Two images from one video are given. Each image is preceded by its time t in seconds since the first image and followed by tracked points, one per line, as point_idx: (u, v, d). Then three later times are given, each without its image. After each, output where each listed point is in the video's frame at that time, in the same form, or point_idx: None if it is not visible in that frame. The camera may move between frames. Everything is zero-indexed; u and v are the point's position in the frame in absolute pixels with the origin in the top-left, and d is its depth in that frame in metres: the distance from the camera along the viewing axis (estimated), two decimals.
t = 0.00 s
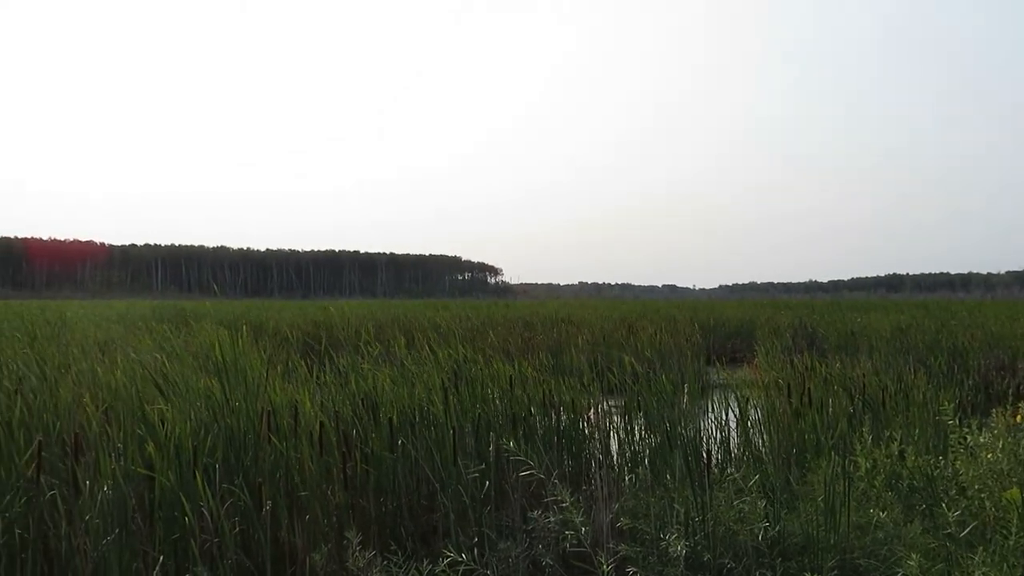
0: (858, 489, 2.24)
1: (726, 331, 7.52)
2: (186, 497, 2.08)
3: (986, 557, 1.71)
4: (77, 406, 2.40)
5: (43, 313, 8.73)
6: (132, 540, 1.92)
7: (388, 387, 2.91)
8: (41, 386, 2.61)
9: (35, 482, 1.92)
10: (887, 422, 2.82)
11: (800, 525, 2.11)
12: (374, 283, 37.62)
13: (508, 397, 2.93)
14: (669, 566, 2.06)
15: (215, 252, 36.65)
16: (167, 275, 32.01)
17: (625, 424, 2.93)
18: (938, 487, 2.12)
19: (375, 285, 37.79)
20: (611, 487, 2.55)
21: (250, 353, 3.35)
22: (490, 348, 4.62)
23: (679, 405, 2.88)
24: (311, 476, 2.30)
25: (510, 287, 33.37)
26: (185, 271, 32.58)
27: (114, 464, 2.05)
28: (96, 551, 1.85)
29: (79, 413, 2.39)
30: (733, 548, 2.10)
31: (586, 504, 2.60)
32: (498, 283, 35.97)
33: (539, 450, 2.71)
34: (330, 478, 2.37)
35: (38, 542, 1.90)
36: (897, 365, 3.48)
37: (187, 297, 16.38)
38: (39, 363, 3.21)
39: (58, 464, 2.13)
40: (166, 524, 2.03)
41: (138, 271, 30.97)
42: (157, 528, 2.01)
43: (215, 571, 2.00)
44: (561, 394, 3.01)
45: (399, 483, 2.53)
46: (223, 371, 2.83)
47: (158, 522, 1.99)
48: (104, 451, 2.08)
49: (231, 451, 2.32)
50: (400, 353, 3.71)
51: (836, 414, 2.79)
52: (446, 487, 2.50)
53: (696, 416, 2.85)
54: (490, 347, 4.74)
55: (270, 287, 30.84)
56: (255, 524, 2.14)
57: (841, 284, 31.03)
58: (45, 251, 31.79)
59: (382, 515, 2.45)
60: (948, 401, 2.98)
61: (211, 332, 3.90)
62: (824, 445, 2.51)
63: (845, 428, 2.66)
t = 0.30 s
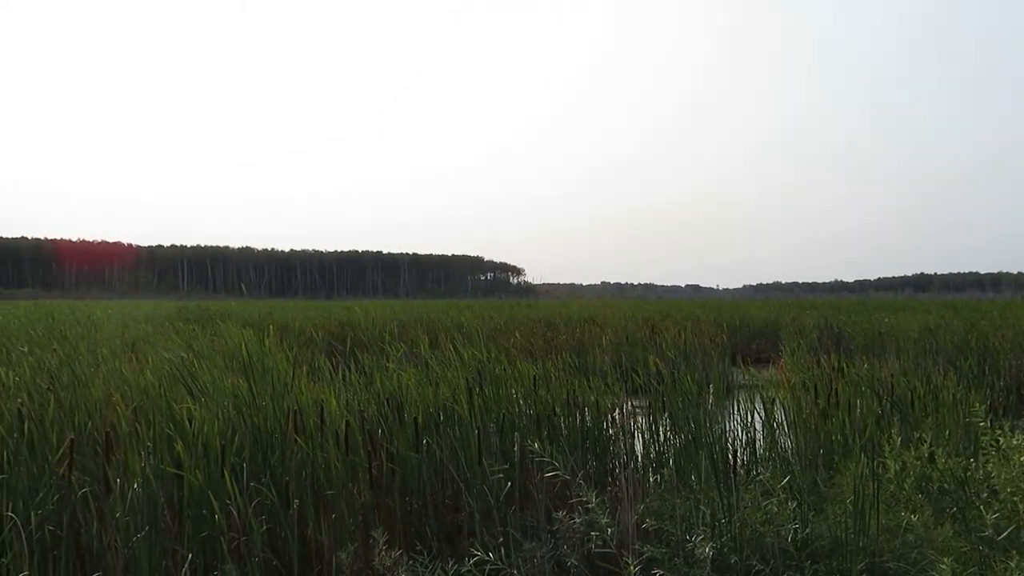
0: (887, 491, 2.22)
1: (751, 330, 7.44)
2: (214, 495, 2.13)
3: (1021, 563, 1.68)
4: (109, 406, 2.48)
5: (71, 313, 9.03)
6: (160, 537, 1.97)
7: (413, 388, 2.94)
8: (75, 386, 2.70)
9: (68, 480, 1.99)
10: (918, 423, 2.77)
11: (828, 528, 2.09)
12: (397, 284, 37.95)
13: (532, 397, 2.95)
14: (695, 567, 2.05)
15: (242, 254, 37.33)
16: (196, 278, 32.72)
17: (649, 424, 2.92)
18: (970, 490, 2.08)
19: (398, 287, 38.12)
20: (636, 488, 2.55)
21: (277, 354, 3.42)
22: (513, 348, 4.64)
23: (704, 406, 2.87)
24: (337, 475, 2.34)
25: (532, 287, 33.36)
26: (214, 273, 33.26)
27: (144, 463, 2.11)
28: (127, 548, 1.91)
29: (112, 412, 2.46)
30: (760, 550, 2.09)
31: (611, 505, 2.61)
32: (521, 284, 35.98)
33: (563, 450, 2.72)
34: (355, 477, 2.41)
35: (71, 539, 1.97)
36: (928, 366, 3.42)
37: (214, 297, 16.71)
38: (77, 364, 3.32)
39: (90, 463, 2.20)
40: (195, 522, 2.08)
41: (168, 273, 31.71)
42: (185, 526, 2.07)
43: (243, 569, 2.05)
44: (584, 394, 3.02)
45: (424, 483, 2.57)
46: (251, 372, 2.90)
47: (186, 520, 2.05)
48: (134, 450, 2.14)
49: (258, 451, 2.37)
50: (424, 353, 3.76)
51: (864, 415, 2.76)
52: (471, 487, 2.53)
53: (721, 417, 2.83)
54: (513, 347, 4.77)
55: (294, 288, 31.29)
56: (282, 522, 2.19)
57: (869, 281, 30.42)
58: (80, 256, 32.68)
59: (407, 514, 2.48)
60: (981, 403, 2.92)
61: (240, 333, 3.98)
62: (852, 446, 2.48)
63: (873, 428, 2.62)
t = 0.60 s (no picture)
0: (915, 494, 2.19)
1: (776, 331, 7.36)
2: (242, 493, 2.19)
3: None
4: (138, 407, 2.56)
5: (99, 313, 9.59)
6: (189, 536, 2.04)
7: (435, 388, 2.98)
8: (107, 387, 2.78)
9: (97, 478, 2.03)
10: (947, 423, 2.73)
11: (856, 530, 2.07)
12: (419, 285, 38.23)
13: (554, 398, 2.96)
14: (720, 569, 2.06)
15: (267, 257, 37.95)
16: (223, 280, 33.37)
17: (673, 425, 2.92)
18: (1003, 493, 2.04)
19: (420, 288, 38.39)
20: (660, 489, 2.55)
21: (302, 355, 3.48)
22: (535, 349, 4.66)
23: (728, 406, 2.86)
24: (362, 475, 2.39)
25: (554, 287, 33.29)
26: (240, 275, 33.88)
27: (171, 463, 2.18)
28: (155, 545, 1.95)
29: (140, 413, 2.53)
30: (786, 553, 2.08)
31: (635, 506, 2.61)
32: (542, 285, 35.99)
33: (586, 451, 2.73)
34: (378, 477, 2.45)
35: (103, 536, 2.05)
36: (958, 367, 3.36)
37: (241, 298, 17.03)
38: (110, 364, 3.41)
39: (120, 462, 2.28)
40: (222, 520, 2.13)
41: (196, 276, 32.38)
42: (213, 525, 2.12)
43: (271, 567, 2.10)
44: (607, 395, 3.03)
45: (447, 482, 2.60)
46: (278, 373, 2.96)
47: (214, 519, 2.11)
48: (162, 450, 2.21)
49: (284, 451, 2.42)
50: (447, 353, 3.79)
51: (891, 415, 2.72)
52: (494, 486, 2.56)
53: (746, 418, 2.82)
54: (535, 347, 4.79)
55: (318, 289, 31.73)
56: (308, 521, 2.23)
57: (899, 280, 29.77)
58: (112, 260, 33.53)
59: (431, 514, 2.51)
60: (1014, 404, 2.86)
61: (265, 333, 4.05)
62: (880, 448, 2.45)
63: (901, 429, 2.59)
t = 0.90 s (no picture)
0: (945, 497, 2.16)
1: (801, 331, 7.27)
2: (267, 492, 2.24)
3: None
4: (165, 406, 2.63)
5: (128, 313, 9.93)
6: (215, 534, 2.09)
7: (459, 389, 3.01)
8: (136, 386, 2.86)
9: (127, 477, 2.10)
10: (978, 425, 2.69)
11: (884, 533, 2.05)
12: (441, 287, 38.46)
13: (577, 398, 2.98)
14: (746, 570, 2.05)
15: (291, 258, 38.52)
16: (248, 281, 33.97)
17: (696, 425, 2.91)
18: None
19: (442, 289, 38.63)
20: (685, 490, 2.55)
21: (327, 355, 3.54)
22: (557, 349, 4.68)
23: (754, 406, 2.84)
24: (387, 475, 2.43)
25: (574, 288, 33.31)
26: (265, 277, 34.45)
27: (195, 461, 2.24)
28: (183, 543, 2.01)
29: (168, 412, 2.60)
30: (813, 556, 2.08)
31: (659, 506, 2.61)
32: (563, 285, 35.95)
33: (609, 451, 2.74)
34: (403, 476, 2.49)
35: (130, 532, 2.11)
36: (989, 368, 3.30)
37: (266, 299, 17.33)
38: (141, 364, 3.51)
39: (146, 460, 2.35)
40: (249, 519, 2.19)
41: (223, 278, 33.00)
42: (239, 523, 2.18)
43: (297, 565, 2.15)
44: (631, 395, 3.03)
45: (470, 482, 2.63)
46: (304, 373, 3.02)
47: (239, 517, 2.16)
48: (187, 448, 2.27)
49: (310, 450, 2.47)
50: (470, 353, 3.82)
51: (920, 416, 2.69)
52: (518, 486, 2.58)
53: (771, 419, 2.80)
54: (556, 347, 4.81)
55: (341, 290, 32.10)
56: (332, 520, 2.27)
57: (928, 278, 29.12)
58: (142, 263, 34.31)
59: (455, 514, 2.53)
60: None
61: (290, 333, 4.12)
62: (908, 450, 2.42)
63: (930, 431, 2.56)
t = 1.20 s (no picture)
0: (982, 501, 2.12)
1: (831, 331, 7.16)
2: (296, 491, 2.30)
3: None
4: (197, 406, 2.70)
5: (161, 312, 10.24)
6: (245, 531, 2.16)
7: (487, 388, 3.05)
8: (168, 386, 2.95)
9: (160, 473, 2.17)
10: (1016, 427, 2.63)
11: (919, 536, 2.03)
12: (467, 287, 38.66)
13: (604, 399, 2.99)
14: (777, 572, 2.05)
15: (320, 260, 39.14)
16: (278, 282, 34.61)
17: (725, 425, 2.90)
18: None
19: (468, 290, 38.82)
20: (713, 491, 2.54)
21: (357, 355, 3.61)
22: (584, 349, 4.68)
23: (784, 406, 2.82)
24: (415, 474, 2.47)
25: (600, 288, 33.20)
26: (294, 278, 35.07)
27: (227, 459, 2.31)
28: (215, 539, 2.09)
29: (200, 411, 2.67)
30: (845, 558, 2.06)
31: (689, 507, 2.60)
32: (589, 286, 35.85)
33: (638, 452, 2.74)
34: (432, 475, 2.54)
35: (163, 530, 2.17)
36: None
37: (296, 299, 17.65)
38: (176, 364, 3.61)
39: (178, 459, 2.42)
40: (278, 517, 2.26)
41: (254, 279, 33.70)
42: (269, 521, 2.24)
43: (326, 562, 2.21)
44: (659, 395, 3.03)
45: (499, 482, 2.66)
46: (332, 373, 3.09)
47: (270, 515, 2.23)
48: (217, 448, 2.34)
49: (339, 449, 2.52)
50: (497, 353, 3.86)
51: (955, 418, 2.64)
52: (546, 486, 2.61)
53: (802, 420, 2.77)
54: (583, 347, 4.82)
55: (369, 290, 32.50)
56: (362, 519, 2.33)
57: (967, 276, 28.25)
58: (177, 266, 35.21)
59: (483, 514, 2.56)
60: None
61: (320, 334, 4.20)
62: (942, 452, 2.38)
63: (966, 432, 2.51)
